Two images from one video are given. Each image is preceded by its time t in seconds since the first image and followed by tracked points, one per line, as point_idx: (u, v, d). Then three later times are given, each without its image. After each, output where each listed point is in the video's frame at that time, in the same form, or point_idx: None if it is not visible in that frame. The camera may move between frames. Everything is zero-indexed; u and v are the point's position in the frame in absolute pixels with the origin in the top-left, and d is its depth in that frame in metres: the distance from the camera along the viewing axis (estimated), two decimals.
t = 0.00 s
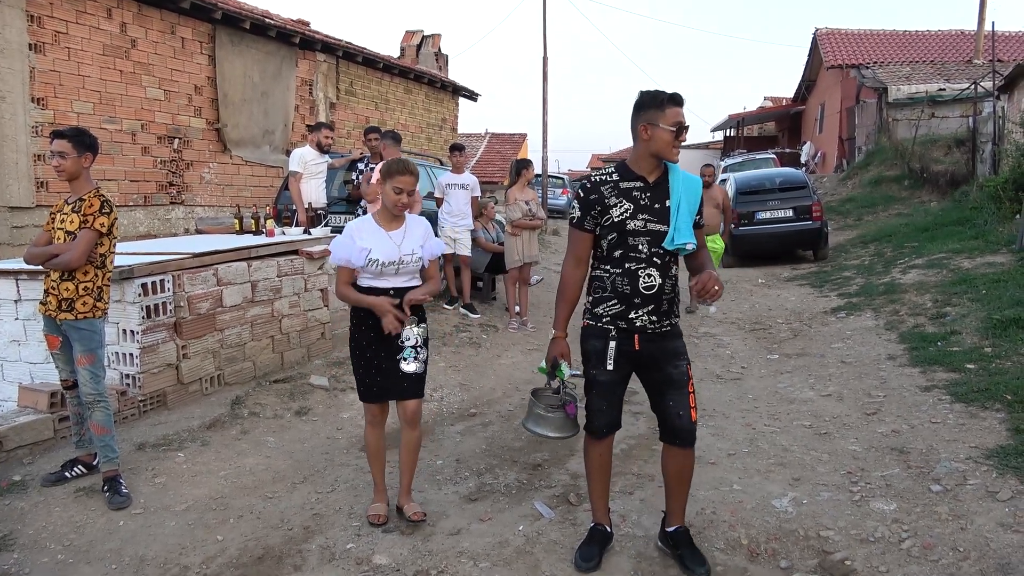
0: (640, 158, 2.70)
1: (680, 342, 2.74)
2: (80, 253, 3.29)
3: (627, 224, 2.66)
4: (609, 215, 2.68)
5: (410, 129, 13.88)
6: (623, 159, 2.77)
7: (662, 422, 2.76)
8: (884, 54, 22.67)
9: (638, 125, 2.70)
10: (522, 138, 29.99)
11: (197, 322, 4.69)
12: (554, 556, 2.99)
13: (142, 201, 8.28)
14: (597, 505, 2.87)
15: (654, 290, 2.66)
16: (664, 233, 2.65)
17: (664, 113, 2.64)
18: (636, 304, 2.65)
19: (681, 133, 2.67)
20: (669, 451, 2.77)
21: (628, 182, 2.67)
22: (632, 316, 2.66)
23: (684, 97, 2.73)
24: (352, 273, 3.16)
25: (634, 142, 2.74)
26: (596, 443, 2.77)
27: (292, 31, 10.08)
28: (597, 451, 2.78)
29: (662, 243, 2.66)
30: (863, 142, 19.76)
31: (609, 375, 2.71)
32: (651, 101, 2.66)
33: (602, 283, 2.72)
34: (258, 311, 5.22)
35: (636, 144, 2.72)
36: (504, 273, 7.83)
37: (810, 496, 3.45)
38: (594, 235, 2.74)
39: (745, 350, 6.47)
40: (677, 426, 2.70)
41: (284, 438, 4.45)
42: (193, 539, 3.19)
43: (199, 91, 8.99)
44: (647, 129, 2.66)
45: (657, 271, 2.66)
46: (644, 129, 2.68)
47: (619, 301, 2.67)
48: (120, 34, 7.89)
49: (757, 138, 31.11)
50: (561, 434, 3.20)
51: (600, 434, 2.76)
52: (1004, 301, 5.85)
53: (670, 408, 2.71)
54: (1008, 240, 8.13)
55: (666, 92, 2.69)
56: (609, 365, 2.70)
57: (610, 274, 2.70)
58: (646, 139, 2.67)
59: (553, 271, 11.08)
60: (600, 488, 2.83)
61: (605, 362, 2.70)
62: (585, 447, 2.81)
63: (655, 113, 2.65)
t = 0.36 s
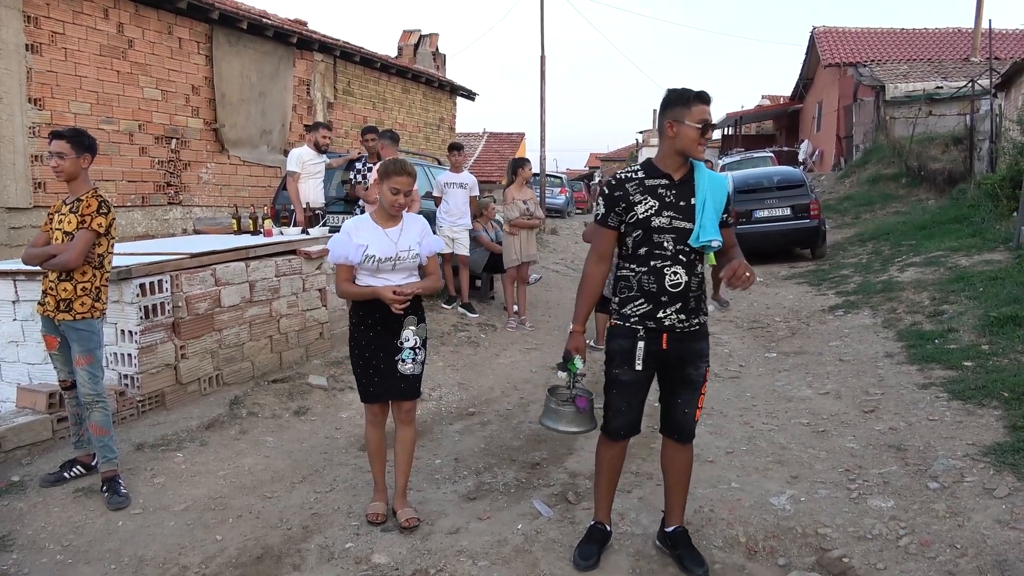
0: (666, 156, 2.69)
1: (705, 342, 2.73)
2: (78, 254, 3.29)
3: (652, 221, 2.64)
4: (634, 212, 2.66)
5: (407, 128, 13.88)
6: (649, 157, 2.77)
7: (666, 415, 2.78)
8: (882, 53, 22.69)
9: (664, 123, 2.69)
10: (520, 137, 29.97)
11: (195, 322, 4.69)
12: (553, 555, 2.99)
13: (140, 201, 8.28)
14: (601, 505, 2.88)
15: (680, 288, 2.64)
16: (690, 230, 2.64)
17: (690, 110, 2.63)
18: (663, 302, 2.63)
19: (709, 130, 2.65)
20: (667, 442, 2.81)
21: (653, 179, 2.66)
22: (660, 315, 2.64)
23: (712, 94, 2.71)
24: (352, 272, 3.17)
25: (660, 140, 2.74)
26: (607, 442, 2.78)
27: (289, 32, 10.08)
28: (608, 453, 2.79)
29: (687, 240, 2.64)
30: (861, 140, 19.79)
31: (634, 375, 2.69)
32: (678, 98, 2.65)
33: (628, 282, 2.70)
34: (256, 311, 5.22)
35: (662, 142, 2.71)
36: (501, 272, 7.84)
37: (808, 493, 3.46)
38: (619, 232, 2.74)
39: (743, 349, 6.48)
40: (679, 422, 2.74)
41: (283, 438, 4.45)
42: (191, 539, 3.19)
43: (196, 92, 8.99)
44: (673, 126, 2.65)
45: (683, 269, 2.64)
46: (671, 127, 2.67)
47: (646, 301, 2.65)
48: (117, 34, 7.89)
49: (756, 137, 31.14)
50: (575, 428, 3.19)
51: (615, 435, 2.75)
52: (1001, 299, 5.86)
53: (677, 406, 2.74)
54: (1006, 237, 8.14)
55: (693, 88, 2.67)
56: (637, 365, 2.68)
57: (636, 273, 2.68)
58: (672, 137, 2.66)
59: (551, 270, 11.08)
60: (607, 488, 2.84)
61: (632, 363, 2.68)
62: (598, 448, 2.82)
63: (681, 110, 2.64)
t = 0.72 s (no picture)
0: (689, 160, 2.69)
1: (720, 346, 2.73)
2: (75, 254, 3.29)
3: (673, 222, 2.63)
4: (655, 213, 2.65)
5: (405, 128, 13.87)
6: (671, 160, 2.76)
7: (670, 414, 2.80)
8: (879, 53, 22.72)
9: (687, 126, 2.68)
10: (518, 136, 29.98)
11: (193, 322, 4.69)
12: (551, 554, 3.00)
13: (138, 201, 8.27)
14: (630, 515, 2.80)
15: (699, 290, 2.63)
16: (711, 234, 2.64)
17: (713, 113, 2.63)
18: (682, 304, 2.63)
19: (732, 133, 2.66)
20: (670, 440, 2.82)
21: (675, 182, 2.65)
22: (679, 317, 2.63)
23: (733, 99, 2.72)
24: (356, 270, 3.19)
25: (683, 143, 2.73)
26: (632, 451, 2.71)
27: (287, 31, 10.07)
28: (635, 463, 2.72)
29: (708, 243, 2.64)
30: (858, 140, 19.82)
31: (657, 377, 2.65)
32: (701, 102, 2.65)
33: (646, 283, 2.69)
34: (254, 311, 5.22)
35: (685, 145, 2.70)
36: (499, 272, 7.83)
37: (805, 492, 3.47)
38: (639, 233, 2.72)
39: (740, 348, 6.49)
40: (685, 421, 2.76)
41: (281, 438, 4.45)
42: (190, 539, 3.19)
43: (194, 92, 8.99)
44: (697, 130, 2.65)
45: (702, 272, 2.64)
46: (694, 131, 2.66)
47: (665, 302, 2.64)
48: (115, 34, 7.88)
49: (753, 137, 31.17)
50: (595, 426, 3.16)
51: (639, 445, 2.69)
52: (998, 298, 5.88)
53: (685, 406, 2.76)
54: (1003, 236, 8.16)
55: (714, 92, 2.68)
56: (661, 367, 2.64)
57: (655, 275, 2.67)
58: (695, 141, 2.66)
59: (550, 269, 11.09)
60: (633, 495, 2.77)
61: (656, 364, 2.65)
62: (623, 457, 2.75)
63: (704, 114, 2.64)
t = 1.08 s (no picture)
0: (690, 161, 2.69)
1: (722, 348, 2.73)
2: (75, 253, 3.28)
3: (675, 224, 2.63)
4: (656, 215, 2.66)
5: (404, 128, 13.88)
6: (672, 162, 2.76)
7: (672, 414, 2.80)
8: (878, 54, 22.75)
9: (688, 128, 2.68)
10: (517, 137, 30.00)
11: (192, 321, 4.69)
12: (549, 555, 3.00)
13: (136, 200, 8.26)
14: (628, 515, 2.81)
15: (702, 292, 2.63)
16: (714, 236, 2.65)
17: (714, 114, 2.62)
18: (685, 306, 2.63)
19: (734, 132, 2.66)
20: (669, 441, 2.83)
21: (676, 183, 2.65)
22: (682, 319, 2.63)
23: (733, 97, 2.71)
24: (378, 273, 3.16)
25: (683, 145, 2.73)
26: (633, 452, 2.71)
27: (286, 31, 10.07)
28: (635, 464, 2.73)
29: (711, 245, 2.65)
30: (857, 141, 19.85)
31: (660, 378, 2.65)
32: (702, 103, 2.64)
33: (649, 285, 2.68)
34: (253, 311, 5.22)
35: (687, 147, 2.70)
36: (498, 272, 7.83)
37: (803, 493, 3.47)
38: (640, 236, 2.72)
39: (738, 349, 6.50)
40: (686, 422, 2.76)
41: (279, 437, 4.45)
42: (188, 539, 3.19)
43: (193, 91, 8.98)
44: (698, 131, 2.65)
45: (705, 274, 2.64)
46: (694, 131, 2.66)
47: (667, 304, 2.64)
48: (114, 33, 7.87)
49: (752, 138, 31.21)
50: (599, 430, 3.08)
51: (641, 447, 2.69)
52: (996, 299, 5.89)
53: (686, 407, 2.76)
54: (1001, 238, 8.17)
55: (714, 92, 2.67)
56: (666, 369, 2.63)
57: (657, 276, 2.67)
58: (696, 142, 2.65)
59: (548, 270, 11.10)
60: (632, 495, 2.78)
61: (660, 366, 2.64)
62: (623, 458, 2.76)
63: (705, 115, 2.63)
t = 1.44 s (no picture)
0: (674, 162, 2.68)
1: (711, 349, 2.72)
2: (74, 253, 3.27)
3: (662, 226, 2.62)
4: (642, 217, 2.64)
5: (404, 128, 13.88)
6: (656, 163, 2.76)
7: (663, 416, 2.80)
8: (876, 56, 22.77)
9: (671, 129, 2.68)
10: (516, 137, 30.00)
11: (190, 320, 4.68)
12: (547, 555, 3.00)
13: (135, 199, 8.25)
14: (590, 513, 2.81)
15: (689, 293, 2.62)
16: (700, 237, 2.63)
17: (696, 115, 2.62)
18: (672, 308, 2.62)
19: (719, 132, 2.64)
20: (663, 443, 2.84)
21: (662, 185, 2.65)
22: (669, 320, 2.62)
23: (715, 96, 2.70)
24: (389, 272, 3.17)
25: (667, 147, 2.73)
26: (604, 451, 2.72)
27: (285, 30, 10.05)
28: (608, 465, 2.73)
29: (697, 246, 2.63)
30: (855, 143, 19.87)
31: (642, 381, 2.65)
32: (684, 105, 2.65)
33: (635, 287, 2.68)
34: (251, 310, 5.21)
35: (670, 148, 2.70)
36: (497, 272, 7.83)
37: (801, 495, 3.47)
38: (626, 238, 2.71)
39: (737, 350, 6.50)
40: (678, 425, 2.76)
41: (277, 437, 4.44)
42: (185, 539, 3.18)
43: (192, 90, 8.97)
44: (681, 132, 2.64)
45: (692, 275, 2.63)
46: (678, 134, 2.66)
47: (655, 306, 2.63)
48: (113, 32, 7.86)
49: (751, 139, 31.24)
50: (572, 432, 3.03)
51: (613, 446, 2.69)
52: (994, 301, 5.89)
53: (677, 409, 2.75)
54: (999, 240, 8.17)
55: (697, 93, 2.67)
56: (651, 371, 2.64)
57: (644, 279, 2.66)
58: (679, 143, 2.65)
59: (547, 270, 11.10)
60: (601, 494, 2.78)
61: (645, 369, 2.64)
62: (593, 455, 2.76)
63: (688, 116, 2.62)
